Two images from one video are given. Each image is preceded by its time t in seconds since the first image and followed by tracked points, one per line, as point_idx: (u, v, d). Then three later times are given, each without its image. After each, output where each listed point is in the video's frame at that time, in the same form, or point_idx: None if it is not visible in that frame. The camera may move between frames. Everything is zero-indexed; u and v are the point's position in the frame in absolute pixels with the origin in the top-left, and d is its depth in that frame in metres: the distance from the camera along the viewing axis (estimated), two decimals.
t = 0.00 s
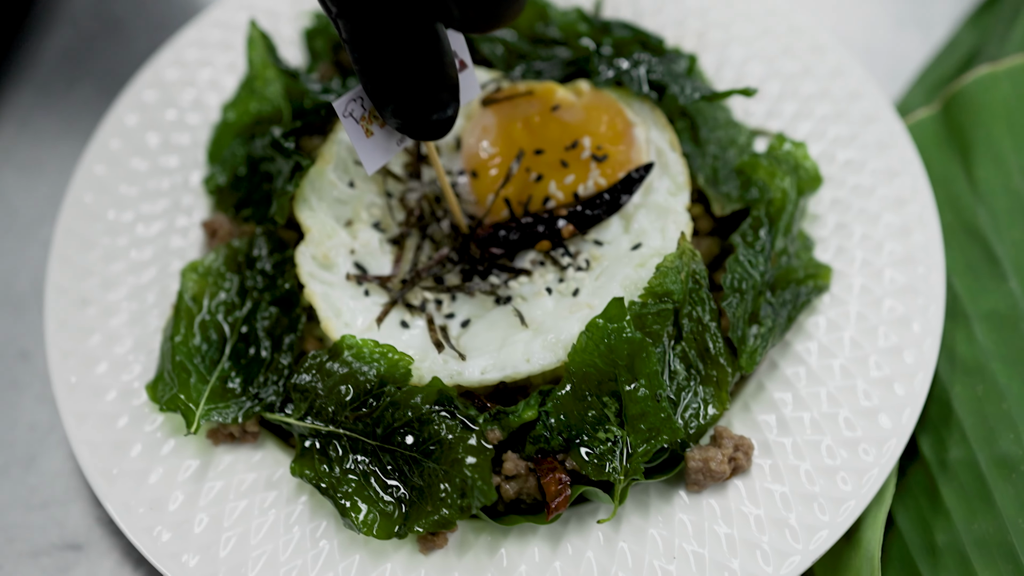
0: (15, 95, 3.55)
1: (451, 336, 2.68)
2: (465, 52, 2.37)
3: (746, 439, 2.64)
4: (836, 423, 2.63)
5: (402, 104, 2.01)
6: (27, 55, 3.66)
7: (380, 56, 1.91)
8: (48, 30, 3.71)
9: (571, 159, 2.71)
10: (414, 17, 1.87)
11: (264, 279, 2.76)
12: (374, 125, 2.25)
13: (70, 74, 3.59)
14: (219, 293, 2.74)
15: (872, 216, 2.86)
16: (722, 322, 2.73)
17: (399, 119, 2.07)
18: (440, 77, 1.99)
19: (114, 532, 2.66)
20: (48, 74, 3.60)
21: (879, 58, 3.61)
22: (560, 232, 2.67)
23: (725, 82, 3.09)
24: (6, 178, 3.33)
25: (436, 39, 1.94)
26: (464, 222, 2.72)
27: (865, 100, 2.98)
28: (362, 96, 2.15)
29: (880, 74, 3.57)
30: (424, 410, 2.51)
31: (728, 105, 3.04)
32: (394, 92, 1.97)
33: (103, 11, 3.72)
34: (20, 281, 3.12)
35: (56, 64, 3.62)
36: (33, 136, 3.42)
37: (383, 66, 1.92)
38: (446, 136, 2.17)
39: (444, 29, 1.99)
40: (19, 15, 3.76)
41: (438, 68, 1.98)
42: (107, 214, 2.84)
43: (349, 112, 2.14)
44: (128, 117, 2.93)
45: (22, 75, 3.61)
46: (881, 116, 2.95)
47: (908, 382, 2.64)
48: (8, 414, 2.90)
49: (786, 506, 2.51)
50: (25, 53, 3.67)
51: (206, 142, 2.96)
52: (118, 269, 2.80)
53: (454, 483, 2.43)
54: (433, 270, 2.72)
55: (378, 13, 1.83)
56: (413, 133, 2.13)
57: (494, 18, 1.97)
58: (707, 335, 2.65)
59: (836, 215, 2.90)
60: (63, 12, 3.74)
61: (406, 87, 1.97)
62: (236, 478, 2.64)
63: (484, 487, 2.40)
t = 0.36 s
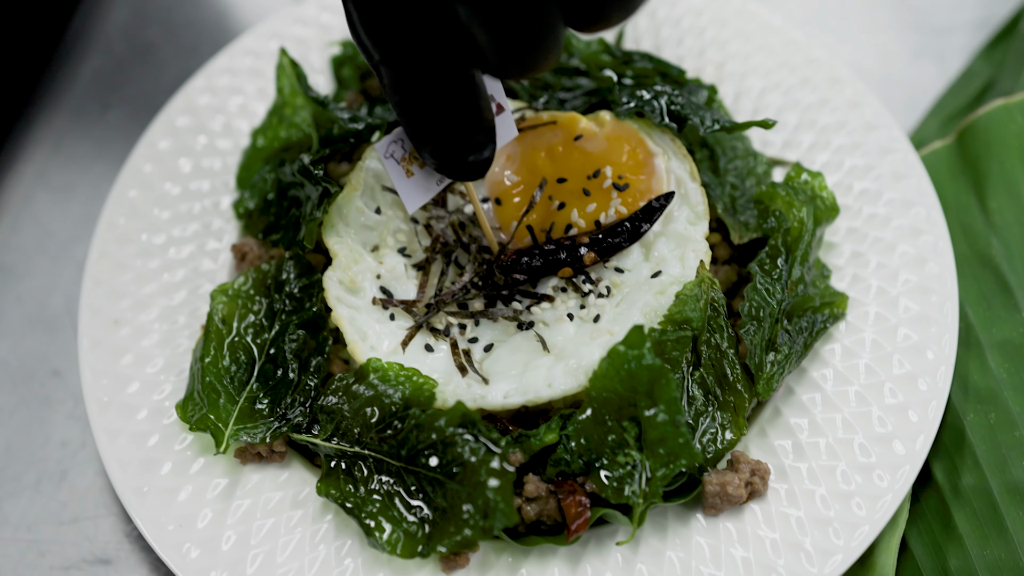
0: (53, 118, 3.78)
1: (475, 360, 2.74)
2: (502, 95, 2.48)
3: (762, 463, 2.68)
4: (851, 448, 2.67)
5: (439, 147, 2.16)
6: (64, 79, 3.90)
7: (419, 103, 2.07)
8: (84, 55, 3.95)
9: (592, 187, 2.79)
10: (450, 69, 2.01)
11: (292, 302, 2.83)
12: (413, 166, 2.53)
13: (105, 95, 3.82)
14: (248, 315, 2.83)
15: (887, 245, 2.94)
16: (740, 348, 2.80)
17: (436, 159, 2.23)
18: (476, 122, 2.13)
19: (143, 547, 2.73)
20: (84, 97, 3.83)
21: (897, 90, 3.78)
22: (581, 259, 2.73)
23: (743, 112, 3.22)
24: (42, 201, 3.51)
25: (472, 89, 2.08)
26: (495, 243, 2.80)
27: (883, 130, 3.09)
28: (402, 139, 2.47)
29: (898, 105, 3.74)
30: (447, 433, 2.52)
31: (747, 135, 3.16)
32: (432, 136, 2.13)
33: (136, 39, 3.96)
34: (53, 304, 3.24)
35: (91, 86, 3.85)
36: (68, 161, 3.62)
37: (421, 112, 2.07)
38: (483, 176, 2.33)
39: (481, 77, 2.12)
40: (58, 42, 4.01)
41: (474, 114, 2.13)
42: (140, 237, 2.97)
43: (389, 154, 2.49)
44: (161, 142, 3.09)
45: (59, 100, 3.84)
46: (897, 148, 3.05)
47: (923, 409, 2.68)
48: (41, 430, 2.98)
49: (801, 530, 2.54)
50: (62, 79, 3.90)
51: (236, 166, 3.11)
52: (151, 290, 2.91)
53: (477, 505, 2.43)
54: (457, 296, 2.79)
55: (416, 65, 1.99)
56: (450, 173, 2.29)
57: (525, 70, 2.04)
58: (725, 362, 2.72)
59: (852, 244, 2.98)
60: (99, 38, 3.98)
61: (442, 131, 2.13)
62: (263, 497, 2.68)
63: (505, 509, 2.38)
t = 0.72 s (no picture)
0: (80, 137, 3.99)
1: (495, 382, 2.78)
2: (522, 126, 2.53)
3: (777, 487, 2.69)
4: (865, 474, 2.68)
5: (459, 179, 2.14)
6: (92, 98, 4.11)
7: (441, 134, 2.05)
8: (111, 76, 4.17)
9: (612, 214, 2.84)
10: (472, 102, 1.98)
11: (314, 323, 2.88)
12: (436, 197, 2.52)
13: (132, 114, 4.02)
14: (271, 336, 2.89)
15: (903, 273, 2.99)
16: (757, 374, 2.84)
17: (456, 191, 2.21)
18: (498, 156, 2.11)
19: (165, 564, 2.76)
20: (111, 116, 4.03)
21: (913, 117, 3.88)
22: (600, 284, 2.76)
23: (761, 138, 3.33)
24: (68, 218, 3.69)
25: (495, 122, 2.06)
26: (514, 267, 2.84)
27: (899, 158, 3.17)
28: (424, 169, 2.49)
29: (914, 130, 3.85)
30: (467, 455, 2.55)
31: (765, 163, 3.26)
32: (452, 168, 2.11)
33: (161, 61, 4.18)
34: (78, 321, 3.35)
35: (119, 106, 4.06)
36: (94, 179, 3.80)
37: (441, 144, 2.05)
38: (500, 209, 2.31)
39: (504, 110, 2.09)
40: (86, 63, 4.22)
41: (496, 147, 2.10)
42: (166, 257, 3.05)
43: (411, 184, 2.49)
44: (187, 163, 3.19)
45: (87, 118, 4.04)
46: (913, 175, 3.12)
47: (937, 435, 2.70)
48: (66, 446, 3.05)
49: (816, 555, 2.55)
50: (89, 99, 4.11)
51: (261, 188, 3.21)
52: (175, 310, 2.98)
53: (496, 526, 2.43)
54: (477, 319, 2.83)
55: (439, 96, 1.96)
56: (470, 205, 2.28)
57: (547, 104, 2.00)
58: (742, 387, 2.75)
59: (868, 270, 3.03)
60: (126, 59, 4.21)
61: (463, 164, 2.11)
62: (285, 516, 2.71)
63: (525, 531, 2.38)
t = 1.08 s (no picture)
0: (100, 150, 4.10)
1: (510, 398, 2.80)
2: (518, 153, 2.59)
3: (791, 504, 2.70)
4: (878, 491, 2.69)
5: (482, 197, 2.14)
6: (112, 112, 4.24)
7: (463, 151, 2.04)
8: (130, 90, 4.30)
9: (628, 231, 2.88)
10: (494, 117, 1.99)
11: (332, 337, 2.95)
12: (430, 221, 2.53)
13: (150, 128, 4.13)
14: (289, 349, 2.94)
15: (916, 291, 3.02)
16: (771, 392, 2.88)
17: (478, 209, 2.20)
18: (520, 173, 2.11)
19: None
20: (130, 130, 4.15)
21: (926, 135, 3.97)
22: (616, 301, 2.80)
23: (775, 157, 3.40)
24: (87, 231, 3.80)
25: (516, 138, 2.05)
26: (525, 286, 2.87)
27: (911, 178, 3.22)
28: (416, 194, 2.42)
29: (928, 149, 3.93)
30: (483, 469, 2.55)
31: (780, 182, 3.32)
32: (475, 187, 2.10)
33: (179, 76, 4.30)
34: (96, 331, 3.45)
35: (138, 120, 4.17)
36: (112, 192, 3.91)
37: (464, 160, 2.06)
38: (522, 229, 2.31)
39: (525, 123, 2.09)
40: (107, 77, 4.35)
41: (518, 165, 2.10)
42: (185, 270, 3.11)
43: (405, 210, 2.44)
44: (207, 178, 3.26)
45: (107, 132, 4.17)
46: (926, 195, 3.16)
47: (949, 454, 2.71)
48: (85, 456, 3.10)
49: (829, 572, 2.55)
50: (109, 113, 4.23)
51: (279, 203, 3.28)
52: (194, 323, 3.03)
53: (511, 540, 2.43)
54: (493, 334, 2.86)
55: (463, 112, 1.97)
56: (492, 224, 2.27)
57: (569, 115, 1.99)
58: (756, 405, 2.75)
59: (881, 289, 3.07)
60: (146, 74, 4.34)
61: (485, 182, 2.10)
62: (302, 528, 2.72)
63: (540, 546, 2.37)
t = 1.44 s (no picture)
0: (113, 160, 4.22)
1: (518, 410, 2.82)
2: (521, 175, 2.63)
3: (797, 516, 2.70)
4: (884, 504, 2.69)
5: (496, 205, 2.14)
6: (124, 124, 4.36)
7: (477, 160, 2.04)
8: (142, 103, 4.43)
9: (636, 244, 2.93)
10: (509, 125, 2.00)
11: (342, 347, 2.99)
12: (430, 246, 2.66)
13: (162, 139, 4.26)
14: (300, 359, 2.99)
15: (923, 305, 3.05)
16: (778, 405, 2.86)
17: (492, 218, 2.20)
18: (534, 182, 2.12)
19: None
20: (143, 140, 4.27)
21: (933, 149, 4.04)
22: (624, 313, 2.83)
23: (783, 170, 3.46)
24: (99, 240, 3.89)
25: (530, 147, 2.07)
26: (530, 301, 2.89)
27: (917, 193, 3.26)
28: (416, 223, 2.55)
29: (936, 163, 4.00)
30: (492, 480, 2.58)
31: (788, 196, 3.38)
32: (488, 193, 2.10)
33: (190, 89, 4.44)
34: (108, 340, 3.51)
35: (150, 131, 4.30)
36: (125, 202, 4.01)
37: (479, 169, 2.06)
38: (535, 238, 2.31)
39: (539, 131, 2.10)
40: (119, 90, 4.48)
41: (531, 173, 2.11)
42: (198, 280, 3.19)
43: (404, 238, 2.57)
44: (219, 189, 3.35)
45: (119, 143, 4.28)
46: (933, 210, 3.20)
47: (955, 468, 2.72)
48: (95, 464, 3.13)
49: None
50: (121, 125, 4.35)
51: (290, 213, 3.36)
52: (205, 332, 3.09)
53: (519, 551, 2.44)
54: (502, 346, 2.91)
55: (478, 119, 1.97)
56: (507, 233, 2.28)
57: (583, 124, 2.00)
58: (762, 418, 2.77)
59: (888, 303, 3.10)
60: (158, 86, 4.48)
61: (499, 191, 2.12)
62: (311, 537, 2.74)
63: (548, 557, 2.40)
